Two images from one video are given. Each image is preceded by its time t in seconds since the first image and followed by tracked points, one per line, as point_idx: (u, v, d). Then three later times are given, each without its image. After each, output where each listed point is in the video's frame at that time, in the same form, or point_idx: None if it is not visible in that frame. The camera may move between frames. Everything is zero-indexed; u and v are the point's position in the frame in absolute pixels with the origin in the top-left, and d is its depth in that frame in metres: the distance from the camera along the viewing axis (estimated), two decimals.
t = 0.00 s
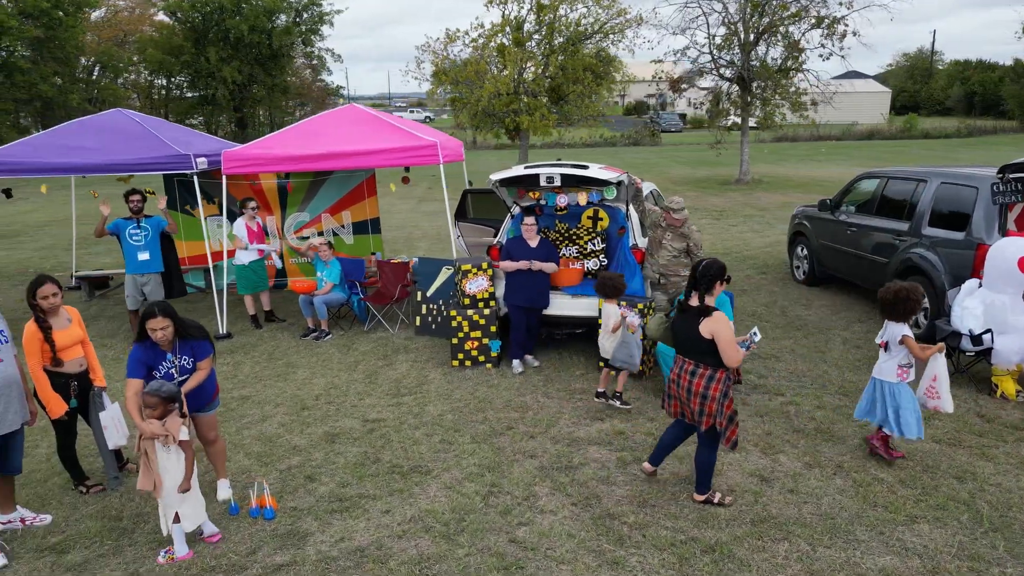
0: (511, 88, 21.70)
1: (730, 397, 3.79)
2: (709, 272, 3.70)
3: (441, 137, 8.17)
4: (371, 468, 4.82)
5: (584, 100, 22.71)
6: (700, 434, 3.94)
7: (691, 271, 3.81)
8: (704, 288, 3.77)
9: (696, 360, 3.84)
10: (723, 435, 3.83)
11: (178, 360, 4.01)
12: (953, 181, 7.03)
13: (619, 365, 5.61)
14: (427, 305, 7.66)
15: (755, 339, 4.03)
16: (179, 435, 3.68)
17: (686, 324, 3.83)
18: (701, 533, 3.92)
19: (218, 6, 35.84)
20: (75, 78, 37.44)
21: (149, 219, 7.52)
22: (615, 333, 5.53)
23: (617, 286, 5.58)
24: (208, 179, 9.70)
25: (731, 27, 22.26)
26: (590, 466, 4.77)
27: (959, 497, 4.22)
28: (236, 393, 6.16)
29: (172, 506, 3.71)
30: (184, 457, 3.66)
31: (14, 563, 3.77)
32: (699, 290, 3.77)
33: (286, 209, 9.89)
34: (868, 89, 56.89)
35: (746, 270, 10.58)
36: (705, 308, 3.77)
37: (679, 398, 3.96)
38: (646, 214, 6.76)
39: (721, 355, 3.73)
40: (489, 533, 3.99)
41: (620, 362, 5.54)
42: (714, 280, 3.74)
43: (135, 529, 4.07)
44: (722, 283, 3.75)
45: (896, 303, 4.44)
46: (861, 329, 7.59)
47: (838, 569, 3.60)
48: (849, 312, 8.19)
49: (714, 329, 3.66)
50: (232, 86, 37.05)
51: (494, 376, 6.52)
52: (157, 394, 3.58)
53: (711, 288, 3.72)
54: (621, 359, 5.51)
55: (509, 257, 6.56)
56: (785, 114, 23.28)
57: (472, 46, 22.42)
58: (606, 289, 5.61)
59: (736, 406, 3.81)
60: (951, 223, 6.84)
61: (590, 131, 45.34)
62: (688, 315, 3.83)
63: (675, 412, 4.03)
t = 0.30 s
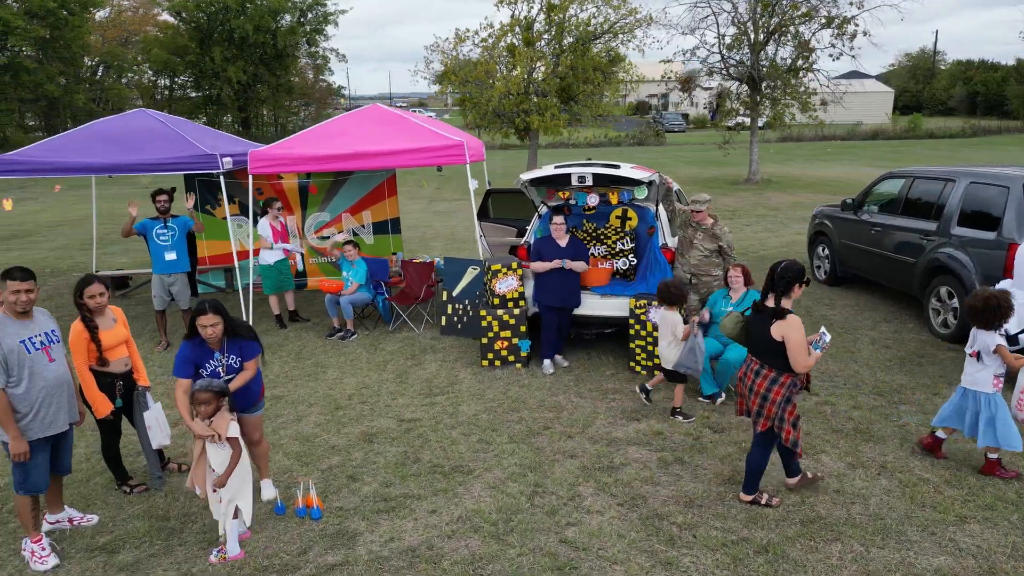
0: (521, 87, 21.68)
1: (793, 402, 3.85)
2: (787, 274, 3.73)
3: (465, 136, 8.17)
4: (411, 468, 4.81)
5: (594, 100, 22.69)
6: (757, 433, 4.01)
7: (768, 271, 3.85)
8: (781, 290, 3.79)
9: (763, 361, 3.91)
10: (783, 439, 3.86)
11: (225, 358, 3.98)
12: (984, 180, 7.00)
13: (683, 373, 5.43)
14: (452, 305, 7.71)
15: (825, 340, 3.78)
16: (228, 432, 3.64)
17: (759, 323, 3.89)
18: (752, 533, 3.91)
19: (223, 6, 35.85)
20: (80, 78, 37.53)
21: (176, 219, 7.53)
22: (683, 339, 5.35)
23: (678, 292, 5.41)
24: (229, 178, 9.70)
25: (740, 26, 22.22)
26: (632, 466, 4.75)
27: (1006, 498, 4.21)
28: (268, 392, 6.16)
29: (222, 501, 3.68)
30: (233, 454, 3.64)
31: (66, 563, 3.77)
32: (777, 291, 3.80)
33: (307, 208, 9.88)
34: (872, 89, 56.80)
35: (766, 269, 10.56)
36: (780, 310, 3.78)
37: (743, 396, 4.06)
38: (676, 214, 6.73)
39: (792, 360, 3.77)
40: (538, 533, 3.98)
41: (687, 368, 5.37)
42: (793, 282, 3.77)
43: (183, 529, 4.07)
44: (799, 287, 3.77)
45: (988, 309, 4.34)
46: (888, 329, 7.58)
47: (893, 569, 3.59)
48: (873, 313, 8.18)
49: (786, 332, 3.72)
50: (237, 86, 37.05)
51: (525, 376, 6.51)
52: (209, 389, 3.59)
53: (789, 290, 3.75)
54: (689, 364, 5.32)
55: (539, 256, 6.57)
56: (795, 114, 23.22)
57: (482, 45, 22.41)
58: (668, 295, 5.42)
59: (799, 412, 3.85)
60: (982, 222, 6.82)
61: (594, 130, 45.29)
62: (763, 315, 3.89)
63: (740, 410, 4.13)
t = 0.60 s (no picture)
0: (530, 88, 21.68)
1: (855, 410, 3.80)
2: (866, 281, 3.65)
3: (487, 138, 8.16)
4: (447, 470, 4.81)
5: (602, 100, 22.69)
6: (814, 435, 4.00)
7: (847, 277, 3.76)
8: (857, 297, 3.72)
9: (833, 365, 3.88)
10: (833, 443, 3.86)
11: (269, 358, 3.96)
12: (1011, 180, 6.99)
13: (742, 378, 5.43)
14: (475, 306, 7.68)
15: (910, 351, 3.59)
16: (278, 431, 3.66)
17: (835, 327, 3.85)
18: (798, 535, 3.90)
19: (227, 6, 35.86)
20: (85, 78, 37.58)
21: (199, 219, 7.52)
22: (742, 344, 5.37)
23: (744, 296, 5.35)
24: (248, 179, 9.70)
25: (749, 27, 22.20)
26: (669, 468, 4.74)
27: None
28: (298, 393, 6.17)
29: (269, 499, 3.72)
30: (283, 451, 3.69)
31: (111, 566, 3.76)
32: (852, 297, 3.71)
33: (325, 208, 9.88)
34: (875, 89, 56.78)
35: (783, 269, 10.56)
36: (854, 316, 3.73)
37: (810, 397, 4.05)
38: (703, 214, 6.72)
39: (862, 367, 3.71)
40: (582, 535, 3.97)
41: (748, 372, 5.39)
42: (870, 289, 3.69)
43: (226, 530, 4.06)
44: (877, 294, 3.68)
45: None
46: (912, 330, 7.57)
47: (943, 571, 3.58)
48: (896, 313, 8.18)
49: (856, 338, 3.69)
50: (241, 86, 37.07)
51: (552, 377, 6.50)
52: (257, 388, 3.62)
53: (865, 297, 3.67)
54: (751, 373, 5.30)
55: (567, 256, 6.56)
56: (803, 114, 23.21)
57: (490, 45, 22.42)
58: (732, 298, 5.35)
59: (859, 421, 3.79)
60: (1010, 222, 6.80)
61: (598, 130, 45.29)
62: (839, 319, 3.84)
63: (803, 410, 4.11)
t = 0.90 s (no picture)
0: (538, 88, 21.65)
1: (943, 409, 3.76)
2: (945, 274, 3.73)
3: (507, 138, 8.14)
4: (481, 470, 4.79)
5: (609, 100, 22.65)
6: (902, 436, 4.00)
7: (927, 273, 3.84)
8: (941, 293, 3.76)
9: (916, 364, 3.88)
10: (918, 443, 3.84)
11: (307, 357, 3.93)
12: None
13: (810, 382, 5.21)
14: (496, 305, 7.74)
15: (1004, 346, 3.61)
16: (325, 429, 3.70)
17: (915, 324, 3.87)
18: (841, 536, 3.88)
19: (231, 6, 35.86)
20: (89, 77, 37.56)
21: (221, 219, 7.51)
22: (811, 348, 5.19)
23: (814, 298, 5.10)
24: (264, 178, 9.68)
25: (757, 26, 22.17)
26: (704, 468, 4.72)
27: None
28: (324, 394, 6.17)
29: (312, 498, 3.74)
30: (329, 449, 3.71)
31: (152, 566, 3.75)
32: (932, 292, 3.80)
33: (342, 208, 9.84)
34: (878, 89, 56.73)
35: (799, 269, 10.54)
36: (936, 310, 3.74)
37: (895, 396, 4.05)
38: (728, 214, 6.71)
39: (942, 363, 3.70)
40: (622, 535, 3.94)
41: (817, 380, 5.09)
42: (951, 282, 3.75)
43: (264, 530, 4.05)
44: (957, 288, 3.75)
45: None
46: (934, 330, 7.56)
47: (990, 571, 3.56)
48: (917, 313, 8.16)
49: (934, 334, 3.68)
50: (245, 86, 37.04)
51: (577, 377, 6.47)
52: (304, 387, 3.66)
53: (947, 291, 3.74)
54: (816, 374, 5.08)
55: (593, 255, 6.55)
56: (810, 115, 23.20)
57: (498, 45, 22.39)
58: (802, 301, 5.12)
59: (947, 421, 3.76)
60: None
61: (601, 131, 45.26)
62: (920, 316, 3.84)
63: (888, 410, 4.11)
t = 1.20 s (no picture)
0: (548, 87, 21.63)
1: None
2: None
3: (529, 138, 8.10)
4: (519, 469, 4.78)
5: (617, 99, 22.64)
6: (992, 440, 3.91)
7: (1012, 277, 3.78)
8: None
9: (1000, 366, 3.85)
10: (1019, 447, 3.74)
11: (354, 356, 3.93)
12: None
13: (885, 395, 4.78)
14: (520, 305, 7.71)
15: None
16: (366, 430, 3.65)
17: (997, 326, 3.85)
18: (889, 537, 3.87)
19: (235, 5, 35.90)
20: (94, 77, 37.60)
21: (246, 219, 7.49)
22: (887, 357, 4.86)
23: (887, 301, 4.92)
24: (284, 178, 9.66)
25: (766, 27, 22.16)
26: (744, 468, 4.70)
27: None
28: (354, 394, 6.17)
29: (357, 498, 3.71)
30: (371, 450, 3.66)
31: (200, 565, 3.75)
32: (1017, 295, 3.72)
33: (360, 208, 9.81)
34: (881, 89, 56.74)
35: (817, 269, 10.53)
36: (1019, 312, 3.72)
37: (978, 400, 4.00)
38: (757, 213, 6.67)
39: None
40: (669, 536, 3.92)
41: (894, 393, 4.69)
42: None
43: (309, 530, 4.05)
44: None
45: None
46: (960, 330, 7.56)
47: None
48: (941, 313, 8.16)
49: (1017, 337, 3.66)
50: (249, 85, 37.04)
51: (605, 377, 6.45)
52: (352, 386, 3.61)
53: None
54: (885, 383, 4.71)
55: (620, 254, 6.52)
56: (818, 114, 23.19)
57: (506, 44, 22.38)
58: (876, 305, 4.95)
59: None
60: None
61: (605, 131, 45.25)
62: (1003, 318, 3.82)
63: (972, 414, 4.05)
